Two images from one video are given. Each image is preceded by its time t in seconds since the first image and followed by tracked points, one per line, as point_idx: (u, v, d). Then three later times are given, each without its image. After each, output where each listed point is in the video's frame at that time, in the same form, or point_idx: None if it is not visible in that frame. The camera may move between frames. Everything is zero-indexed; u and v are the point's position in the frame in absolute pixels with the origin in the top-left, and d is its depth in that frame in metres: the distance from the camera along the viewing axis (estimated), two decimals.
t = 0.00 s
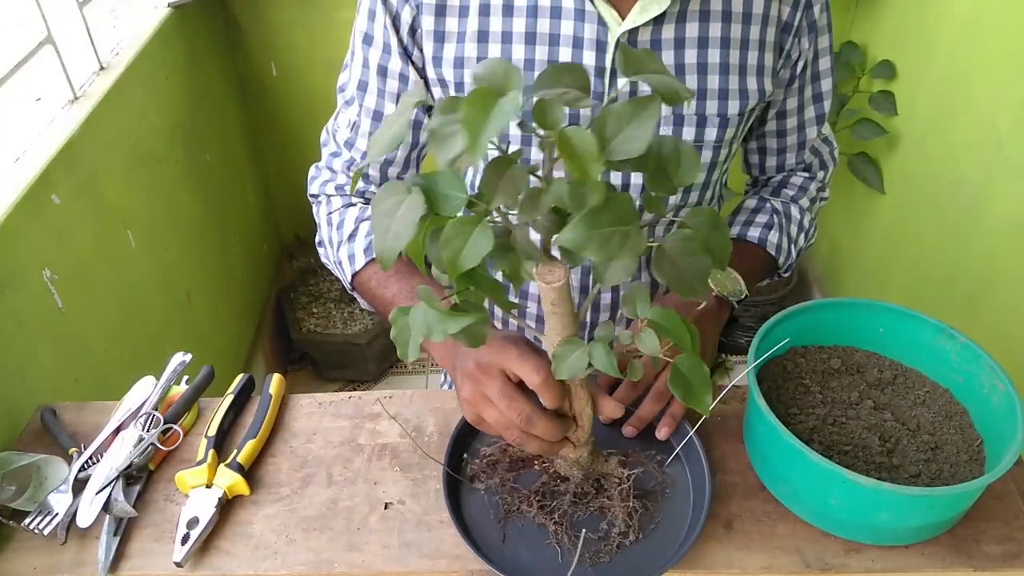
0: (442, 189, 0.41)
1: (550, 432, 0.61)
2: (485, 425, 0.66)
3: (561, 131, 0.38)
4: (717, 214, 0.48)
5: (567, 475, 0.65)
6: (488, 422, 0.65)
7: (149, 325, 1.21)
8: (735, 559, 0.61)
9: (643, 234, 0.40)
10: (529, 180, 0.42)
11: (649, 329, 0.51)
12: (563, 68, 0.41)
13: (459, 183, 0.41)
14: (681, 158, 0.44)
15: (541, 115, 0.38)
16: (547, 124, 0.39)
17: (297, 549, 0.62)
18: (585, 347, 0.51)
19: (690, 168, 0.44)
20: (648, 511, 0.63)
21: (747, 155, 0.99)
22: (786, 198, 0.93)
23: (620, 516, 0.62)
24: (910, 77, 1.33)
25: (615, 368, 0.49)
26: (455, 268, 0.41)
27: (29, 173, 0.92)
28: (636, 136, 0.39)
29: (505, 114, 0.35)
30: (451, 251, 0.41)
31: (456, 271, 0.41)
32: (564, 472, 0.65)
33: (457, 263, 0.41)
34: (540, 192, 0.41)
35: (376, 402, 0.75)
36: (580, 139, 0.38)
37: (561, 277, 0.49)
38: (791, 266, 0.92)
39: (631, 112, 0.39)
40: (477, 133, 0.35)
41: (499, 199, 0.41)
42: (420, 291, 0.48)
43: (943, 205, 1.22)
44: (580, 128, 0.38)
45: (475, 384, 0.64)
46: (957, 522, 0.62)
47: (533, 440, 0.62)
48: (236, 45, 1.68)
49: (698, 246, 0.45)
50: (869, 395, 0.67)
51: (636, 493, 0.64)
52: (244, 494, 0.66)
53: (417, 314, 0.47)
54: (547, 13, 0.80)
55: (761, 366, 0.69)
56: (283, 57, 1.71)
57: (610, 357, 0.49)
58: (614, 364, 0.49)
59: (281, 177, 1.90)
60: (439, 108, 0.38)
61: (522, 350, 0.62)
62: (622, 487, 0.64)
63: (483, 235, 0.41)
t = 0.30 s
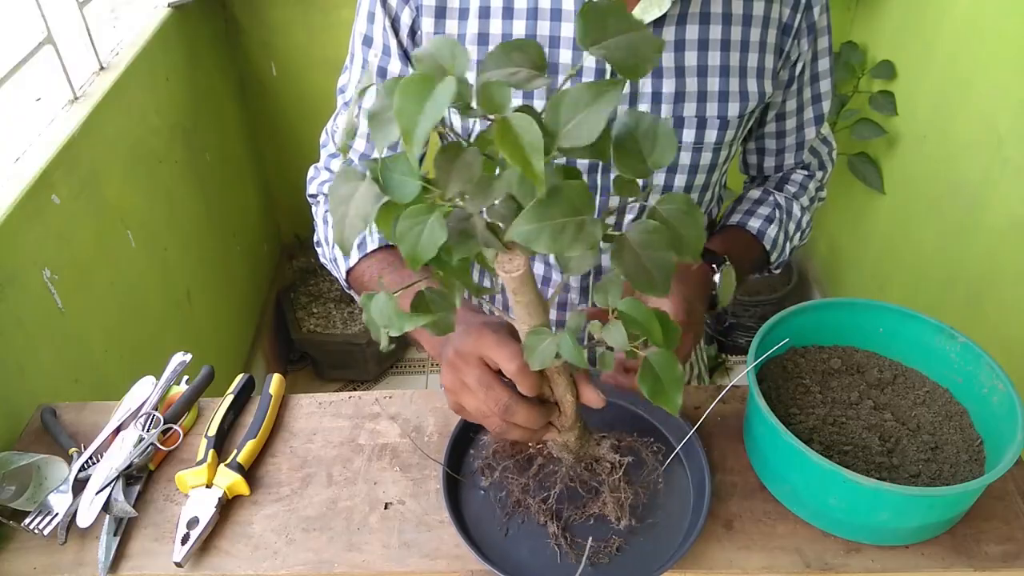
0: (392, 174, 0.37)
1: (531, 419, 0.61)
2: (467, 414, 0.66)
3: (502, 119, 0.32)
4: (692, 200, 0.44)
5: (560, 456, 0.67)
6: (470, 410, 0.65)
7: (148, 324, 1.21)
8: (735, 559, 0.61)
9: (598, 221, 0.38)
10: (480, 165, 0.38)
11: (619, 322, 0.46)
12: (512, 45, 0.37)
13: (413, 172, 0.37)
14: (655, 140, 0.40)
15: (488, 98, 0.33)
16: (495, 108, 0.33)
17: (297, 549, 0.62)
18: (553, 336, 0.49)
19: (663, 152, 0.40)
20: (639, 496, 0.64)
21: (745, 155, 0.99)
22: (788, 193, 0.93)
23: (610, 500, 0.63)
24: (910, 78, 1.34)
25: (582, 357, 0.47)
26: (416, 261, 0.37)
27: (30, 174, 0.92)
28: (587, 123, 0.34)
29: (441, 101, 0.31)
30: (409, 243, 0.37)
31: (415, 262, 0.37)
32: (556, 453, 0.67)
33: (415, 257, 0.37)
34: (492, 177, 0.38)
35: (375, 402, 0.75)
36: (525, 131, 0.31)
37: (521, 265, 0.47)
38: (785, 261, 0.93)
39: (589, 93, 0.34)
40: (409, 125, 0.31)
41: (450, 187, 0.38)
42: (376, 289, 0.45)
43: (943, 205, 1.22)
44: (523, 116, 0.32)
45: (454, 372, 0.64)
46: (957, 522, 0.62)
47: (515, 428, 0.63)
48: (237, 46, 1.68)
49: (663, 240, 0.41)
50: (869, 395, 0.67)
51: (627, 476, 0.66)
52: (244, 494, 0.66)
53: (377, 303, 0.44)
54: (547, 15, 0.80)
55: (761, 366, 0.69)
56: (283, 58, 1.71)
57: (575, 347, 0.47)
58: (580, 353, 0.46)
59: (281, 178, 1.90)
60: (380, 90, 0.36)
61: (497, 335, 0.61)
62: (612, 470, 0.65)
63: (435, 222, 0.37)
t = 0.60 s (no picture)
0: (317, 187, 0.39)
1: (508, 412, 0.62)
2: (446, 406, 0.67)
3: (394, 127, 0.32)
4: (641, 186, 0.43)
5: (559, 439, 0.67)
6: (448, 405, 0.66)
7: (149, 325, 1.21)
8: (735, 559, 0.61)
9: (525, 228, 0.37)
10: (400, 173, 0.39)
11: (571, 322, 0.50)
12: (414, 38, 0.37)
13: (336, 183, 0.39)
14: (590, 122, 0.40)
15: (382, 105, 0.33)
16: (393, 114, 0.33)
17: (298, 549, 0.62)
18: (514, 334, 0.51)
19: (603, 134, 0.40)
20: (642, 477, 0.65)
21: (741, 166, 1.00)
22: (787, 214, 0.93)
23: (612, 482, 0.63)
24: (910, 78, 1.34)
25: (534, 355, 0.50)
26: (351, 273, 0.41)
27: (29, 174, 0.92)
28: (490, 122, 0.33)
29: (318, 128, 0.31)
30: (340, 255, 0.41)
31: (349, 275, 0.41)
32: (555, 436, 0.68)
33: (349, 269, 0.41)
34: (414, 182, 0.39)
35: (376, 402, 0.75)
36: (412, 150, 0.31)
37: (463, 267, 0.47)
38: (773, 284, 0.93)
39: (489, 89, 0.33)
40: (292, 146, 0.31)
41: (367, 197, 0.38)
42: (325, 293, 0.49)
43: (943, 205, 1.22)
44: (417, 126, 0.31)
45: (429, 369, 0.65)
46: (957, 522, 0.62)
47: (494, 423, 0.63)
48: (236, 46, 1.68)
49: (602, 239, 0.40)
50: (869, 395, 0.67)
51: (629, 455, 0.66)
52: (244, 494, 0.66)
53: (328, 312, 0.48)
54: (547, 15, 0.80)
55: (760, 366, 0.69)
56: (282, 58, 1.71)
57: (528, 345, 0.49)
58: (531, 351, 0.49)
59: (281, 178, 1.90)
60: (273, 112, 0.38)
61: (465, 330, 0.63)
62: (612, 449, 0.65)
63: (364, 234, 0.41)
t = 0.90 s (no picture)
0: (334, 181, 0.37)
1: (508, 412, 0.62)
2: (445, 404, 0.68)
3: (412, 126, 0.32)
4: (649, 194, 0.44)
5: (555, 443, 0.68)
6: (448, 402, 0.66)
7: (149, 325, 1.21)
8: (734, 559, 0.61)
9: (536, 226, 0.38)
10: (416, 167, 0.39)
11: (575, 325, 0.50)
12: (436, 39, 0.38)
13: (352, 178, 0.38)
14: (603, 129, 0.41)
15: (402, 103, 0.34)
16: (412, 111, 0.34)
17: (298, 549, 0.62)
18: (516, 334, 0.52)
19: (614, 139, 0.41)
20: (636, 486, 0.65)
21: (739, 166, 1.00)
22: (782, 218, 0.93)
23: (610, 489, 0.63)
24: (910, 78, 1.34)
25: (538, 356, 0.50)
26: (362, 264, 0.42)
27: (29, 174, 0.92)
28: (506, 124, 0.34)
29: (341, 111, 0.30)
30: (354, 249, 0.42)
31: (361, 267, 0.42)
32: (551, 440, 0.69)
33: (360, 261, 0.42)
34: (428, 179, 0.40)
35: (376, 402, 0.75)
36: (432, 141, 0.31)
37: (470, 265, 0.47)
38: (767, 286, 0.94)
39: (506, 93, 0.34)
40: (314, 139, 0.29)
41: (385, 190, 0.38)
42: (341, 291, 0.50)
43: (943, 205, 1.22)
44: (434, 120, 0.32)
45: (432, 367, 0.66)
46: (957, 522, 0.62)
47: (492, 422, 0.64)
48: (236, 46, 1.68)
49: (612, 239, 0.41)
50: (869, 395, 0.67)
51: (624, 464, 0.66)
52: (244, 494, 0.66)
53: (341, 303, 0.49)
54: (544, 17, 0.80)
55: (760, 366, 0.69)
56: (283, 59, 1.71)
57: (532, 345, 0.50)
58: (535, 351, 0.50)
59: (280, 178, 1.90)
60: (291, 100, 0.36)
61: (469, 330, 0.64)
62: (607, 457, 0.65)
63: (377, 227, 0.42)
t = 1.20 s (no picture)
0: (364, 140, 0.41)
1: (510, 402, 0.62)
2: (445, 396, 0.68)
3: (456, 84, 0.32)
4: (669, 185, 0.44)
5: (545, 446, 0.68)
6: (447, 390, 0.66)
7: (148, 325, 1.21)
8: (734, 559, 0.61)
9: (554, 200, 0.39)
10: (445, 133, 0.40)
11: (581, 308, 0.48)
12: (480, 9, 0.39)
13: (382, 139, 0.41)
14: (632, 117, 0.42)
15: (443, 63, 0.35)
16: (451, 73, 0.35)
17: (297, 549, 0.62)
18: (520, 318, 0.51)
19: (642, 127, 0.42)
20: (623, 495, 0.64)
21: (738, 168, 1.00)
22: (780, 222, 0.92)
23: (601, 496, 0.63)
24: (910, 78, 1.34)
25: (541, 340, 0.49)
26: (381, 227, 0.42)
27: (29, 173, 0.92)
28: (543, 93, 0.35)
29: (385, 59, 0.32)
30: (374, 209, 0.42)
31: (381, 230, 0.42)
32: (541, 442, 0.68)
33: (379, 223, 0.42)
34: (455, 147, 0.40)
35: (375, 402, 0.75)
36: (476, 99, 0.32)
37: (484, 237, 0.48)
38: (763, 289, 0.92)
39: (548, 63, 0.35)
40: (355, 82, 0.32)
41: (411, 151, 0.40)
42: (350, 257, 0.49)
43: (943, 204, 1.22)
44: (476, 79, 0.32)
45: (435, 352, 0.66)
46: (957, 522, 0.62)
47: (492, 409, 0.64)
48: (236, 46, 1.68)
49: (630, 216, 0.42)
50: (869, 395, 0.67)
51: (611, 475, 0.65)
52: (244, 494, 0.66)
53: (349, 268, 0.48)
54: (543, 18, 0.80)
55: (760, 366, 0.69)
56: (283, 59, 1.71)
57: (534, 327, 0.49)
58: (537, 333, 0.49)
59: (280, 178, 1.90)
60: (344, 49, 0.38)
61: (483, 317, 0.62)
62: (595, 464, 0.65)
63: (399, 189, 0.42)
